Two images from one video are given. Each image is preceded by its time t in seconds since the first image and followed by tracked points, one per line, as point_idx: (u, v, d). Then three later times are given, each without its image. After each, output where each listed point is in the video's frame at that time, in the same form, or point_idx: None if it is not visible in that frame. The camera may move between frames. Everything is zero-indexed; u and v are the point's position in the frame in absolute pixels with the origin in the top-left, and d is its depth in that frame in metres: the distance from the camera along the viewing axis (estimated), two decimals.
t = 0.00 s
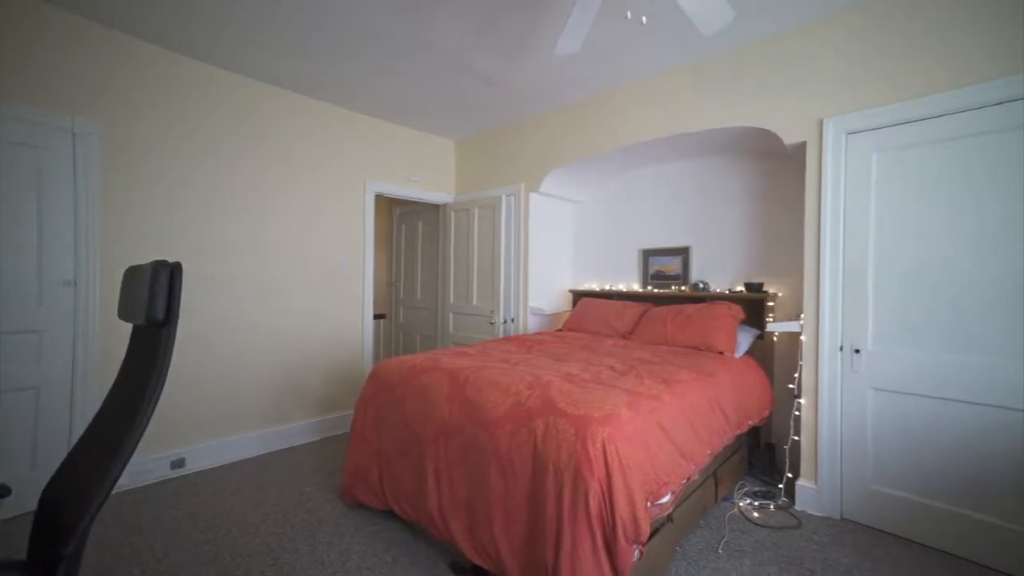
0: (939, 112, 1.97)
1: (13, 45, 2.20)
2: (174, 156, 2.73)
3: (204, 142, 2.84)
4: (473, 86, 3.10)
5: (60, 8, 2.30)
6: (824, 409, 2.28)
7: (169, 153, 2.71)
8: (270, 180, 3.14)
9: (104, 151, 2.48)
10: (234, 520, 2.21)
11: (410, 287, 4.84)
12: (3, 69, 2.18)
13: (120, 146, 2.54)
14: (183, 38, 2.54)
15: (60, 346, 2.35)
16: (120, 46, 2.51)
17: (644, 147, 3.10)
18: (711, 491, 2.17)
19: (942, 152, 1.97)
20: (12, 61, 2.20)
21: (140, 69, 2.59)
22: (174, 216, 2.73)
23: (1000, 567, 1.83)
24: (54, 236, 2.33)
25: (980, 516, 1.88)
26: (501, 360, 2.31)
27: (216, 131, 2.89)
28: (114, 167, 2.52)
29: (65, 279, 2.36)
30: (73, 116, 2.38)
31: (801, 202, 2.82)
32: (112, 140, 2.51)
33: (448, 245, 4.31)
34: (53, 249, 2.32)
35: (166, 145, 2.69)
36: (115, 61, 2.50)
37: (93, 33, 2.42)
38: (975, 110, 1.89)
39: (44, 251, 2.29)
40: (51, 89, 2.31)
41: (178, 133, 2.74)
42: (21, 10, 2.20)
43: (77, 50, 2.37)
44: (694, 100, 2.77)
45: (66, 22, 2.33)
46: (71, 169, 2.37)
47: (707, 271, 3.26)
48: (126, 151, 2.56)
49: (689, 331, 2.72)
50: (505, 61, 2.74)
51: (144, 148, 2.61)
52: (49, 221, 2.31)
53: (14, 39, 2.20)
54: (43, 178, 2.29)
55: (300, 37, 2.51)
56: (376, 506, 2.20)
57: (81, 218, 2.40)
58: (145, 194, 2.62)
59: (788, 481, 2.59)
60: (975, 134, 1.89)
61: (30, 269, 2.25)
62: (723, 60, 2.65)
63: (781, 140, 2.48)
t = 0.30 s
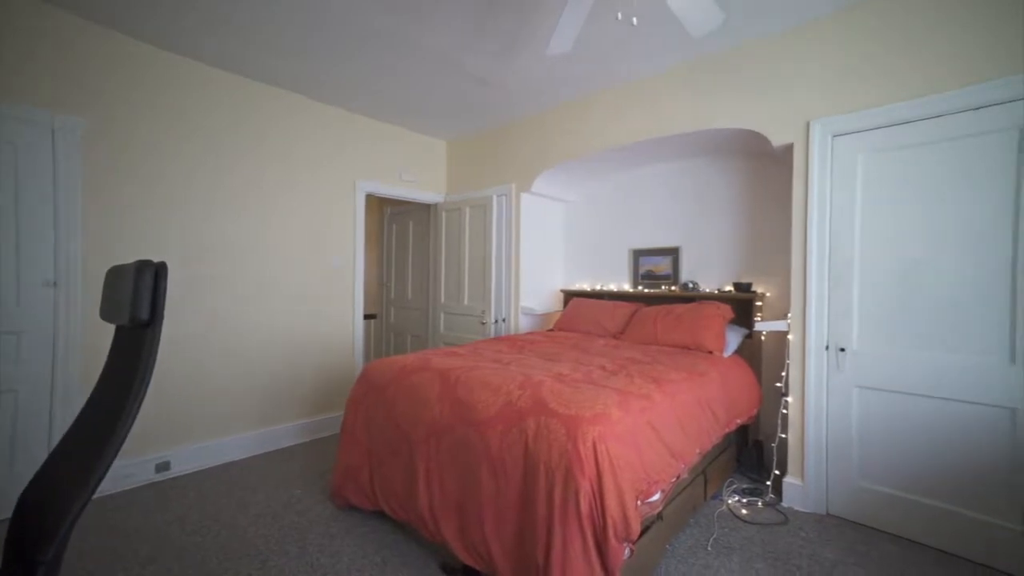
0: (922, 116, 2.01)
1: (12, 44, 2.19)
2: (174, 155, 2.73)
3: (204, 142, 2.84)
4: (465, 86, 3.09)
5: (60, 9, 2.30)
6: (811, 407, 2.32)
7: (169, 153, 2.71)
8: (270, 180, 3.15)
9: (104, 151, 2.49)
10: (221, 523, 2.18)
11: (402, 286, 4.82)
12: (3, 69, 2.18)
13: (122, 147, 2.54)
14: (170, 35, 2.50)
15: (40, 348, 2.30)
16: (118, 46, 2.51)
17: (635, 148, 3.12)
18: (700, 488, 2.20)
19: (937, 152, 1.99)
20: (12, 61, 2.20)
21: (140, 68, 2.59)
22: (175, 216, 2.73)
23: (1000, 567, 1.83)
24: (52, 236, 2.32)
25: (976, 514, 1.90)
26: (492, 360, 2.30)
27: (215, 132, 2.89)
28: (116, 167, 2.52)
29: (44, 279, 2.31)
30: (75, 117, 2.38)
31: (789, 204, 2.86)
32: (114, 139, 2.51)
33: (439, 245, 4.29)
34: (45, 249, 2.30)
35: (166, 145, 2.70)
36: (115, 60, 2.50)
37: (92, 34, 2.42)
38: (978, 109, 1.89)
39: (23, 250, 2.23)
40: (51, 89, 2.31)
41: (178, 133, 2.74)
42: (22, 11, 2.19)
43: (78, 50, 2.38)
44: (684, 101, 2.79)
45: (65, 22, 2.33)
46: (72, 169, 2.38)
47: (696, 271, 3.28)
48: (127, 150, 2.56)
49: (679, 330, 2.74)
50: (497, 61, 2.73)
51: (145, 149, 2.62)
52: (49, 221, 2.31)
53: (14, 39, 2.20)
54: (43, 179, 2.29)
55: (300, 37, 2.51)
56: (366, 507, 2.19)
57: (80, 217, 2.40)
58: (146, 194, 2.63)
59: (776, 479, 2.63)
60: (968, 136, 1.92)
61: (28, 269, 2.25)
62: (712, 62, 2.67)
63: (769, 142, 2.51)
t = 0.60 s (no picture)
0: (905, 119, 2.05)
1: (12, 45, 2.19)
2: (176, 157, 2.75)
3: (205, 145, 2.86)
4: (456, 85, 3.09)
5: (60, 10, 2.30)
6: (798, 405, 2.35)
7: (172, 154, 2.73)
8: (266, 180, 3.14)
9: (105, 152, 2.49)
10: (208, 527, 2.15)
11: (392, 286, 4.80)
12: (3, 70, 2.18)
13: (122, 147, 2.55)
14: (155, 31, 2.45)
15: (17, 350, 2.24)
16: (119, 48, 2.51)
17: (626, 149, 3.14)
18: (689, 486, 2.22)
19: (933, 152, 2.00)
20: (12, 61, 2.20)
21: (140, 69, 2.59)
22: (179, 217, 2.76)
23: (1001, 567, 1.83)
24: (53, 236, 2.33)
25: (972, 514, 1.90)
26: (483, 360, 2.30)
27: (216, 133, 2.91)
28: (118, 168, 2.54)
29: (22, 279, 2.25)
30: (76, 119, 2.39)
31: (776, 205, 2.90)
32: (115, 141, 2.52)
33: (430, 245, 4.27)
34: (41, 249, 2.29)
35: (168, 146, 2.71)
36: (115, 61, 2.50)
37: (93, 35, 2.42)
38: (968, 111, 1.91)
39: None
40: (50, 90, 2.31)
41: (179, 134, 2.75)
42: (21, 11, 2.19)
43: (78, 51, 2.38)
44: (673, 102, 2.81)
45: (65, 23, 2.33)
46: (74, 171, 2.39)
47: (686, 272, 3.31)
48: (128, 151, 2.57)
49: (669, 330, 2.76)
50: (487, 60, 2.72)
51: (146, 150, 2.63)
52: (50, 221, 2.32)
53: (14, 40, 2.19)
54: (44, 180, 2.30)
55: (289, 35, 2.48)
56: (356, 508, 2.17)
57: (80, 218, 2.42)
58: (147, 195, 2.64)
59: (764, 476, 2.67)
60: (957, 138, 1.94)
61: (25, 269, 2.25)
62: (701, 64, 2.70)
63: (757, 144, 2.54)
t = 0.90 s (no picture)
0: (887, 123, 2.10)
1: (12, 45, 2.18)
2: (178, 158, 2.76)
3: (207, 146, 2.87)
4: (447, 85, 3.08)
5: (60, 10, 2.29)
6: (784, 403, 2.38)
7: (174, 156, 2.74)
8: (254, 178, 3.10)
9: (105, 152, 2.49)
10: (193, 531, 2.11)
11: (382, 286, 4.76)
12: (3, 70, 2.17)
13: (124, 148, 2.56)
14: (139, 25, 2.40)
15: None
16: (119, 49, 2.51)
17: (616, 149, 3.15)
18: (679, 484, 2.24)
19: (913, 156, 2.05)
20: (12, 60, 2.19)
21: (139, 70, 2.59)
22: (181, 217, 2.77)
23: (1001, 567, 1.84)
24: (54, 237, 2.34)
25: (955, 508, 1.95)
26: (473, 360, 2.30)
27: (215, 134, 2.91)
28: (121, 169, 2.55)
29: None
30: (78, 120, 2.39)
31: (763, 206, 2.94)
32: (117, 142, 2.53)
33: (421, 244, 4.25)
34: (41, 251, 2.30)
35: (170, 148, 2.72)
36: (116, 62, 2.50)
37: (93, 36, 2.42)
38: (948, 116, 1.96)
39: None
40: (51, 90, 2.31)
41: (179, 135, 2.76)
42: (22, 11, 2.18)
43: (78, 51, 2.37)
44: (663, 104, 2.83)
45: (65, 24, 2.33)
46: (75, 172, 2.39)
47: (675, 271, 3.34)
48: (129, 152, 2.57)
49: (659, 329, 2.78)
50: (476, 59, 2.71)
51: (148, 151, 2.64)
52: (51, 222, 2.33)
53: (14, 39, 2.18)
54: (45, 181, 2.30)
55: (277, 32, 2.45)
56: (345, 510, 2.16)
57: (81, 218, 2.42)
58: (149, 196, 2.65)
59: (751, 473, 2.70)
60: (937, 142, 1.99)
61: (22, 270, 2.24)
62: (690, 66, 2.72)
63: (745, 145, 2.57)
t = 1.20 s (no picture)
0: (869, 126, 2.14)
1: (13, 44, 2.20)
2: (178, 158, 2.78)
3: (206, 146, 2.90)
4: (437, 84, 3.07)
5: (59, 12, 2.32)
6: (771, 401, 2.41)
7: (174, 156, 2.77)
8: (240, 177, 3.06)
9: (106, 152, 2.51)
10: (178, 535, 2.08)
11: (371, 286, 4.73)
12: (3, 69, 2.19)
13: (124, 148, 2.58)
14: (121, 19, 2.36)
15: None
16: (119, 49, 2.54)
17: (605, 150, 3.17)
18: (667, 482, 2.25)
19: (894, 158, 2.09)
20: (12, 59, 2.21)
21: (138, 70, 2.61)
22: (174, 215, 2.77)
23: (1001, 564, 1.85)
24: (54, 236, 2.35)
25: (936, 503, 2.00)
26: (463, 360, 2.29)
27: (214, 135, 2.94)
28: (122, 169, 2.57)
29: None
30: (78, 119, 2.41)
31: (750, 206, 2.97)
32: (117, 142, 2.55)
33: (410, 244, 4.23)
34: (41, 251, 2.31)
35: (170, 148, 2.75)
36: (117, 65, 2.53)
37: (93, 36, 2.44)
38: (928, 119, 2.01)
39: None
40: (51, 90, 2.33)
41: (179, 135, 2.78)
42: (21, 11, 2.21)
43: (78, 51, 2.40)
44: (651, 105, 2.86)
45: (65, 24, 2.35)
46: (75, 171, 2.41)
47: (664, 271, 3.37)
48: (129, 152, 2.59)
49: (648, 329, 2.80)
50: (466, 59, 2.70)
51: (148, 151, 2.66)
52: (52, 222, 2.34)
53: (14, 39, 2.21)
54: (45, 180, 2.32)
55: (264, 29, 2.42)
56: (334, 512, 2.14)
57: (81, 218, 2.43)
58: (150, 196, 2.67)
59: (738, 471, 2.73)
60: (918, 144, 2.03)
61: (19, 269, 2.25)
62: (678, 68, 2.75)
63: (732, 147, 2.60)
